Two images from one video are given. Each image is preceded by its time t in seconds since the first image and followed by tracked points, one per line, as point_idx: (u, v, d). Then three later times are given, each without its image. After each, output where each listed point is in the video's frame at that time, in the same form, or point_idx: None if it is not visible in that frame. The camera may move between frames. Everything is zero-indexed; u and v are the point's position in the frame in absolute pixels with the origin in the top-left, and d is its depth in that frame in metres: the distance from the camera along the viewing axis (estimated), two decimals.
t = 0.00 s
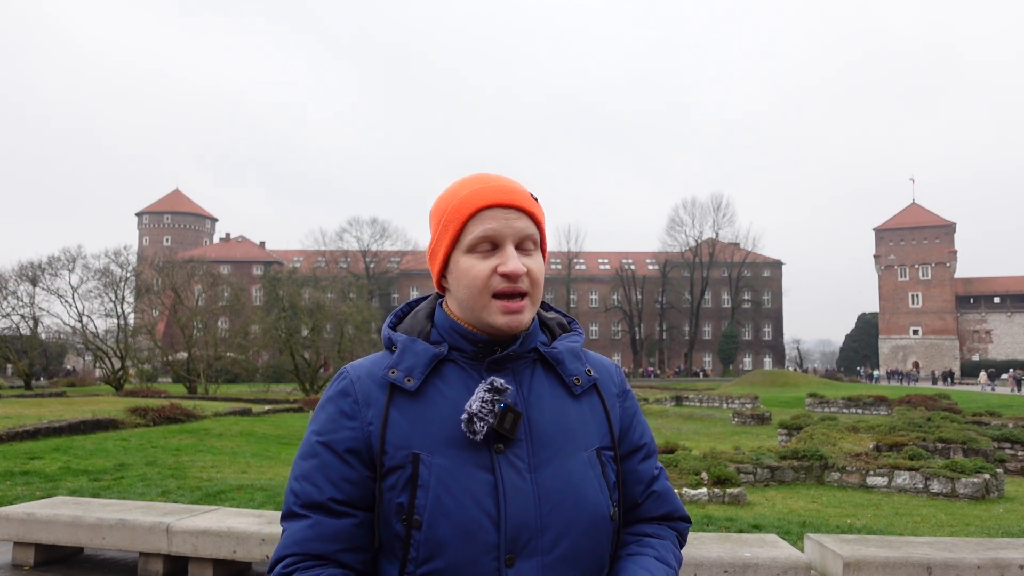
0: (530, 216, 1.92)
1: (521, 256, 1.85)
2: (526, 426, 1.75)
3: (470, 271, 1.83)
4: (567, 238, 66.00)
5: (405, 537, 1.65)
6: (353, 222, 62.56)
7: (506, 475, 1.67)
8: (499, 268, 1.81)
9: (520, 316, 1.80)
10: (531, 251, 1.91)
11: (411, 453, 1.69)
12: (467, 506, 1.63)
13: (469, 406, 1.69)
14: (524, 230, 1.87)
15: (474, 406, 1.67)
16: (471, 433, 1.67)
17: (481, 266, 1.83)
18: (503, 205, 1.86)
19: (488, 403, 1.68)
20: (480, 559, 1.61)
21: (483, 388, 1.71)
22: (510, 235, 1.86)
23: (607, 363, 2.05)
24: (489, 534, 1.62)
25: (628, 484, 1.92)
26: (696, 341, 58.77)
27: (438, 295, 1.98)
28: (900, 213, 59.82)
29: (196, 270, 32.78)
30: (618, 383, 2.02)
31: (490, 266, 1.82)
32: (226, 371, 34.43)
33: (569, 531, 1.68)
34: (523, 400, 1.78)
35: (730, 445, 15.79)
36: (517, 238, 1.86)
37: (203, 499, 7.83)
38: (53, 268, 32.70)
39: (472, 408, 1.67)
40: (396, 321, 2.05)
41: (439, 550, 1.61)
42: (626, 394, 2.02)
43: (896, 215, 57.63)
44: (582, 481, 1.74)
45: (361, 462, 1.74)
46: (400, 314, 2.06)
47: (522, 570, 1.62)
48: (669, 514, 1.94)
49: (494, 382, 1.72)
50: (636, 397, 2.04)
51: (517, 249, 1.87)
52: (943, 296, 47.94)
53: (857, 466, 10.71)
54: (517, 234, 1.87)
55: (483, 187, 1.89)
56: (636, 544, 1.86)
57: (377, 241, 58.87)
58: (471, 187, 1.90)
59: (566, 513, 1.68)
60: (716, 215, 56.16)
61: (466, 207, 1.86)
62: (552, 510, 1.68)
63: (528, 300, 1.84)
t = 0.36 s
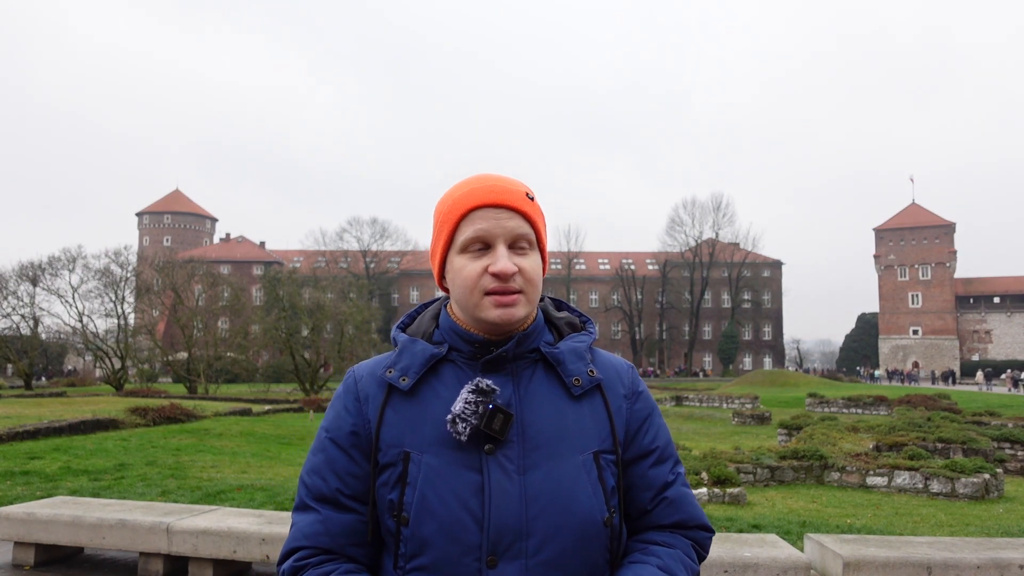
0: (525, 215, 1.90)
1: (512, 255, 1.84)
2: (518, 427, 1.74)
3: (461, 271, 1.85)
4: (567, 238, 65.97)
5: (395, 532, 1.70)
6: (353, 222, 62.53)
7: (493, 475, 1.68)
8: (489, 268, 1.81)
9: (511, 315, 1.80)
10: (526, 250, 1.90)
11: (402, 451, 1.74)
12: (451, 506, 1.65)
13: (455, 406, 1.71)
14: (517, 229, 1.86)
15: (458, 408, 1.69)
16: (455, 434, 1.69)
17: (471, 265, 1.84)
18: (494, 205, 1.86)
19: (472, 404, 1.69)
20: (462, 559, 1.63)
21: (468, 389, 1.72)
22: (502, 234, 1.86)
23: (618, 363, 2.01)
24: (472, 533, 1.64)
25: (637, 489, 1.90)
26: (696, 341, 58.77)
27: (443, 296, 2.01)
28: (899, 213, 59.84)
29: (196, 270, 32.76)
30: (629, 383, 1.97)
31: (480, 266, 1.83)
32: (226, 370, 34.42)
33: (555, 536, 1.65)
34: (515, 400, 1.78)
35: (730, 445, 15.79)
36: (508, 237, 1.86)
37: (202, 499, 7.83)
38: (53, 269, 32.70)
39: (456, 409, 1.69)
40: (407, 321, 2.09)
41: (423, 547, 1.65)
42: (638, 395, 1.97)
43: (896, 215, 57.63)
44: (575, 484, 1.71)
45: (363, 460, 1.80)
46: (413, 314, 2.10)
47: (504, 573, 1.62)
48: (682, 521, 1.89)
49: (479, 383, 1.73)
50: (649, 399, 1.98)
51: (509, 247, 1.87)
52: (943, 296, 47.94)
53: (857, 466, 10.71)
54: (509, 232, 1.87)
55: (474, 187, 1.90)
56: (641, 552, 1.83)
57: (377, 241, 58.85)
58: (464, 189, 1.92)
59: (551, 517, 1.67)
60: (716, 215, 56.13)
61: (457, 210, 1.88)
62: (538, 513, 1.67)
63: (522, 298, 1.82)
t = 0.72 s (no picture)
0: (543, 215, 1.91)
1: (528, 254, 1.85)
2: (524, 427, 1.74)
3: (477, 266, 1.85)
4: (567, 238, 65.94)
5: (400, 529, 1.71)
6: (353, 221, 62.50)
7: (499, 474, 1.68)
8: (505, 265, 1.82)
9: (524, 313, 1.80)
10: (541, 250, 1.90)
11: (409, 446, 1.74)
12: (456, 502, 1.66)
13: (461, 403, 1.71)
14: (534, 228, 1.87)
15: (465, 406, 1.69)
16: (462, 431, 1.68)
17: (487, 261, 1.84)
18: (513, 202, 1.87)
19: (479, 401, 1.69)
20: (465, 557, 1.62)
21: (477, 386, 1.72)
22: (519, 233, 1.86)
23: (626, 367, 2.00)
24: (475, 531, 1.64)
25: (642, 493, 1.89)
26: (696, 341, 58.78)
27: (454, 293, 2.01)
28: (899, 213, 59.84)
29: (196, 270, 32.74)
30: (636, 387, 1.97)
31: (495, 262, 1.83)
32: (226, 370, 34.43)
33: (557, 536, 1.65)
34: (523, 399, 1.78)
35: (730, 445, 15.79)
36: (525, 235, 1.86)
37: (202, 499, 7.83)
38: (53, 269, 32.70)
39: (463, 404, 1.69)
40: (418, 320, 2.10)
41: (427, 545, 1.65)
42: (644, 400, 1.97)
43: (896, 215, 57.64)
44: (579, 485, 1.71)
45: (369, 456, 1.80)
46: (423, 314, 2.11)
47: (506, 572, 1.61)
48: (686, 527, 1.89)
49: (487, 381, 1.73)
50: (655, 405, 1.97)
51: (526, 246, 1.87)
52: (943, 296, 47.95)
53: (857, 466, 10.71)
54: (525, 231, 1.87)
55: (494, 184, 1.90)
56: (644, 556, 1.83)
57: (377, 241, 58.84)
58: (485, 185, 1.92)
59: (555, 518, 1.66)
60: (716, 215, 56.11)
61: (474, 205, 1.89)
62: (542, 512, 1.66)
63: (535, 296, 1.82)
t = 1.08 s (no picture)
0: (565, 218, 1.93)
1: (552, 256, 1.86)
2: (537, 426, 1.76)
3: (502, 265, 1.83)
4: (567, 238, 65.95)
5: (411, 531, 1.67)
6: (353, 221, 62.46)
7: (515, 473, 1.68)
8: (532, 264, 1.82)
9: (546, 316, 1.81)
10: (560, 252, 1.93)
11: (421, 446, 1.71)
12: (474, 502, 1.64)
13: (481, 402, 1.70)
14: (558, 231, 1.89)
15: (485, 403, 1.68)
16: (480, 429, 1.68)
17: (514, 260, 1.83)
18: (540, 203, 1.87)
19: (499, 399, 1.70)
20: (485, 557, 1.61)
21: (495, 385, 1.72)
22: (545, 233, 1.87)
23: (624, 368, 2.04)
24: (495, 531, 1.63)
25: (642, 491, 1.91)
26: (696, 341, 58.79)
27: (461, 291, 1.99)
28: (899, 213, 59.80)
29: (196, 270, 32.76)
30: (635, 390, 2.01)
31: (523, 262, 1.82)
32: (226, 371, 34.44)
33: (575, 534, 1.67)
34: (535, 399, 1.79)
35: (730, 445, 15.80)
36: (551, 237, 1.88)
37: (202, 499, 7.83)
38: (53, 269, 32.73)
39: (483, 403, 1.69)
40: (414, 319, 2.07)
41: (442, 546, 1.63)
42: (643, 401, 2.00)
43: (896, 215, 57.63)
44: (593, 484, 1.73)
45: (373, 457, 1.76)
46: (420, 312, 2.09)
47: (527, 570, 1.62)
48: (686, 525, 1.92)
49: (506, 380, 1.73)
50: (653, 405, 2.02)
51: (549, 248, 1.89)
52: (943, 296, 47.94)
53: (857, 466, 10.71)
54: (551, 233, 1.88)
55: (520, 184, 1.90)
56: (647, 551, 1.86)
57: (377, 241, 58.86)
58: (509, 183, 1.92)
59: (573, 515, 1.68)
60: (716, 215, 56.09)
61: (502, 201, 1.86)
62: (559, 511, 1.68)
63: (556, 299, 1.84)
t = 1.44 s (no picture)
0: (567, 217, 1.95)
1: (559, 257, 1.87)
2: (545, 425, 1.76)
3: (510, 264, 1.83)
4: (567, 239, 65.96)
5: (424, 532, 1.65)
6: (353, 221, 62.46)
7: (527, 472, 1.69)
8: (539, 265, 1.82)
9: (551, 315, 1.82)
10: (563, 252, 1.94)
11: (432, 446, 1.70)
12: (490, 503, 1.63)
13: (494, 401, 1.70)
14: (564, 231, 1.90)
15: (499, 401, 1.68)
16: (495, 428, 1.68)
17: (523, 259, 1.83)
18: (547, 203, 1.88)
19: (513, 398, 1.70)
20: (502, 557, 1.61)
21: (509, 383, 1.73)
22: (551, 234, 1.88)
23: (615, 366, 2.07)
24: (510, 531, 1.63)
25: (637, 486, 1.93)
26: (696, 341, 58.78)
27: (459, 289, 1.98)
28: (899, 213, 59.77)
29: (196, 270, 32.76)
30: (626, 387, 2.05)
31: (531, 261, 1.83)
32: (226, 370, 34.45)
33: (587, 531, 1.69)
34: (542, 398, 1.80)
35: (730, 445, 15.80)
36: (557, 237, 1.88)
37: (202, 499, 7.82)
38: (53, 269, 32.73)
39: (498, 402, 1.69)
40: (408, 315, 2.06)
41: (457, 547, 1.61)
42: (633, 399, 2.05)
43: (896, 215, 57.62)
44: (601, 482, 1.76)
45: (379, 458, 1.74)
46: (413, 308, 2.07)
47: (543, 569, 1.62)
48: (680, 519, 1.96)
49: (518, 378, 1.73)
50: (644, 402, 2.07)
51: (555, 248, 1.89)
52: (943, 297, 47.92)
53: (857, 466, 10.71)
54: (557, 233, 1.89)
55: (525, 183, 1.90)
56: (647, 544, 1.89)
57: (377, 241, 58.87)
58: (513, 182, 1.92)
59: (584, 512, 1.70)
60: (717, 215, 56.09)
61: (509, 201, 1.86)
62: (573, 509, 1.69)
63: (560, 298, 1.86)
